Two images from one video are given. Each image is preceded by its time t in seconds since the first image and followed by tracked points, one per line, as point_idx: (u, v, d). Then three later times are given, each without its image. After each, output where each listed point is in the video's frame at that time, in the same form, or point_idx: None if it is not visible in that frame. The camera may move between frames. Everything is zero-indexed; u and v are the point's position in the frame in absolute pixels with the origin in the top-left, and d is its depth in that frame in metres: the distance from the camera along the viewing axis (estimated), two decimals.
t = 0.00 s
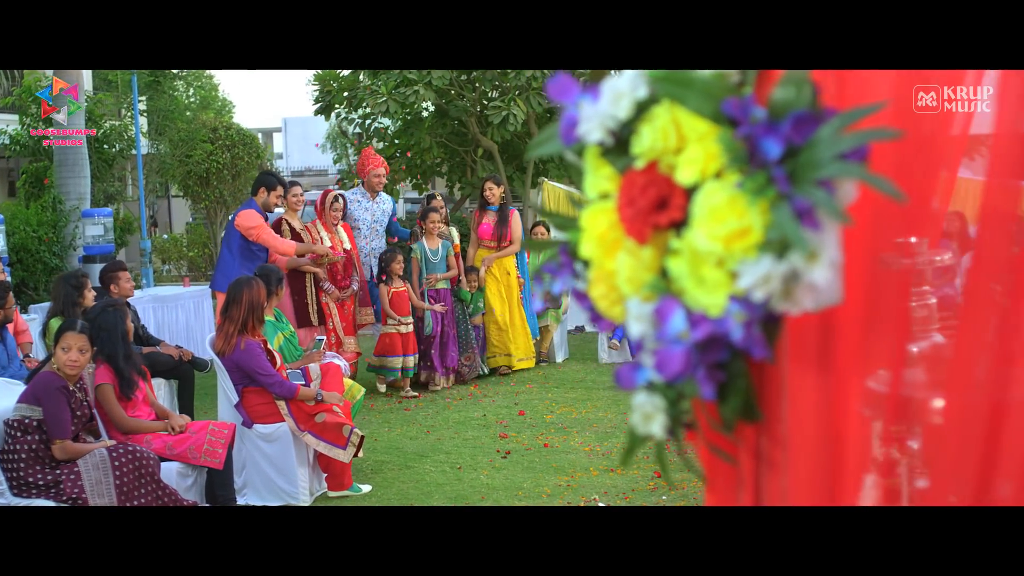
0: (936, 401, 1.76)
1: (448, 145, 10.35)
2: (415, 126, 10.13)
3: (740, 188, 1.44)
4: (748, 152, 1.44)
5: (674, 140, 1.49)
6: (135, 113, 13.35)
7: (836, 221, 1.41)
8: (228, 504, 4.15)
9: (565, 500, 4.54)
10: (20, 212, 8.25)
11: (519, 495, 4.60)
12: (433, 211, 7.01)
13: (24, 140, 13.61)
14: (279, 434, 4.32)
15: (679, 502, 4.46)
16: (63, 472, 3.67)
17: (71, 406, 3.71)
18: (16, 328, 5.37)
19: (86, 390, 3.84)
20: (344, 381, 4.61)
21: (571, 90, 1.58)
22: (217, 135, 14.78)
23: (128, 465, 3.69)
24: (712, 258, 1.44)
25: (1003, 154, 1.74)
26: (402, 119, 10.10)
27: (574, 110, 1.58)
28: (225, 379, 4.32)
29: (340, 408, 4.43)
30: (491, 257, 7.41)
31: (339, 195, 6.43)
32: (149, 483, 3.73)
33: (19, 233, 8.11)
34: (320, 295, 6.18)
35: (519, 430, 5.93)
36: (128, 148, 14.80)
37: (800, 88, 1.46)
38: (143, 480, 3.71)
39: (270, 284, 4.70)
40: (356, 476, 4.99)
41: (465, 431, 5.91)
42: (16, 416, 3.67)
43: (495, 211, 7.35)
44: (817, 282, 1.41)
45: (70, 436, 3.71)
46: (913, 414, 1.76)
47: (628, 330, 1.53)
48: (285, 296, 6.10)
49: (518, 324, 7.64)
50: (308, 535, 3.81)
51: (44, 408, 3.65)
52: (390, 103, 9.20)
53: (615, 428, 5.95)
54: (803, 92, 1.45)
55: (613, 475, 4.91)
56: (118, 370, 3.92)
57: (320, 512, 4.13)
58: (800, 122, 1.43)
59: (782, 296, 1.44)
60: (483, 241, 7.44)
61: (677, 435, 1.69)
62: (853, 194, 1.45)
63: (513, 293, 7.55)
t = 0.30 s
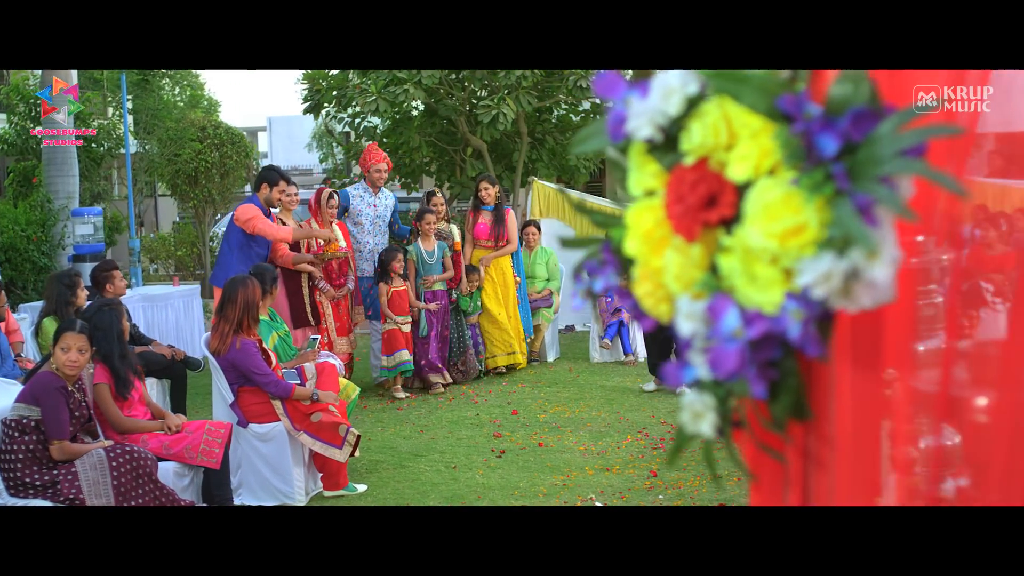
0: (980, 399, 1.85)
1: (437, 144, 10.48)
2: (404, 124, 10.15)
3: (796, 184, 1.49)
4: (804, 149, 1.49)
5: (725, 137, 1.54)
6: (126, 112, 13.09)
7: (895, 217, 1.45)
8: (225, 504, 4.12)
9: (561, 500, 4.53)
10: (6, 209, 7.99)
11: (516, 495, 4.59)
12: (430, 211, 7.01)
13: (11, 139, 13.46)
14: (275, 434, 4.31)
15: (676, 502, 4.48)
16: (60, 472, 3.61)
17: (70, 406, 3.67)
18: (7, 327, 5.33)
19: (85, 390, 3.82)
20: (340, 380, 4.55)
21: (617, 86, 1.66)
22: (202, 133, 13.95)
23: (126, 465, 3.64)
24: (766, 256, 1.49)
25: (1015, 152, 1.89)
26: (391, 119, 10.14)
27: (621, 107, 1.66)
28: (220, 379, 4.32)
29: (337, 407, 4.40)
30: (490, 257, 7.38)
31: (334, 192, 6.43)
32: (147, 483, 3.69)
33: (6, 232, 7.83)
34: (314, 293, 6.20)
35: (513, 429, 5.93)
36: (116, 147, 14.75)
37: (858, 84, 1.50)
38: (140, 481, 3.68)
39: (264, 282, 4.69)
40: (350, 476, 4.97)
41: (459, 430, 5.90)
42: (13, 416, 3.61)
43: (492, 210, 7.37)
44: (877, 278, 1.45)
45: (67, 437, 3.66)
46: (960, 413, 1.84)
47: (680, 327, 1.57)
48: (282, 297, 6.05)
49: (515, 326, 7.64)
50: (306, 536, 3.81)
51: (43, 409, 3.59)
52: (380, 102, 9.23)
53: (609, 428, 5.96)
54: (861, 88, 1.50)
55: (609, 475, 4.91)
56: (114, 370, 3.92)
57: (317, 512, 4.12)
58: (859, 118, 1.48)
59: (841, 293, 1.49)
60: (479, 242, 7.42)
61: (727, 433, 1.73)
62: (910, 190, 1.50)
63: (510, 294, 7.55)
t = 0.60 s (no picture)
0: None
1: (426, 143, 10.49)
2: (392, 123, 10.22)
3: (865, 180, 1.51)
4: (873, 144, 1.51)
5: (787, 133, 1.57)
6: (113, 108, 12.97)
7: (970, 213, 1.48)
8: (223, 503, 4.12)
9: (559, 500, 4.53)
10: None
11: (513, 495, 4.58)
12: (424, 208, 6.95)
13: None
14: (270, 434, 4.29)
15: (673, 501, 4.48)
16: (58, 472, 3.65)
17: (67, 406, 3.69)
18: None
19: (82, 390, 3.82)
20: (335, 379, 4.62)
21: (674, 81, 1.66)
22: (192, 131, 13.77)
23: (124, 466, 3.67)
24: (831, 253, 1.51)
25: None
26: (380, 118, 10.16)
27: (677, 101, 1.66)
28: (217, 379, 4.33)
29: (333, 407, 4.40)
30: (490, 254, 7.39)
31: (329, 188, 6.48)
32: (145, 484, 3.72)
33: None
34: (308, 293, 6.23)
35: (507, 428, 5.93)
36: (104, 146, 14.70)
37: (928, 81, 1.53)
38: (138, 481, 3.70)
39: (260, 282, 4.71)
40: (345, 476, 4.96)
41: (453, 429, 5.90)
42: (12, 417, 3.65)
43: (487, 210, 7.39)
44: (951, 275, 1.47)
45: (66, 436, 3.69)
46: None
47: (743, 325, 1.58)
48: (278, 300, 6.09)
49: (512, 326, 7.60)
50: (304, 536, 3.80)
51: (41, 409, 3.64)
52: (369, 101, 9.25)
53: (604, 427, 5.97)
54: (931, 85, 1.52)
55: (606, 474, 4.92)
56: (110, 370, 3.94)
57: (315, 512, 4.12)
58: (930, 116, 1.52)
59: (912, 292, 1.51)
60: (477, 242, 7.42)
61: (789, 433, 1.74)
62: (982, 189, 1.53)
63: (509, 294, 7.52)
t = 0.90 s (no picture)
0: None
1: (416, 142, 10.51)
2: (383, 121, 10.25)
3: (928, 176, 1.60)
4: (938, 141, 1.60)
5: (846, 128, 1.66)
6: (102, 107, 12.94)
7: None
8: (222, 502, 4.12)
9: (557, 498, 4.53)
10: None
11: (512, 494, 4.58)
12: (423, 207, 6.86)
13: None
14: (268, 433, 4.27)
15: (672, 499, 4.48)
16: (58, 472, 3.67)
17: (65, 404, 3.70)
18: None
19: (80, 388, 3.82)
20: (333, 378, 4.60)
21: (728, 77, 1.72)
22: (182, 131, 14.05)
23: (124, 465, 3.71)
24: (894, 250, 1.61)
25: None
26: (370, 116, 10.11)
27: (732, 97, 1.72)
28: (214, 378, 4.32)
29: (331, 406, 4.39)
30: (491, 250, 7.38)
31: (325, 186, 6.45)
32: (145, 484, 3.76)
33: None
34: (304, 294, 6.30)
35: (503, 427, 5.94)
36: (94, 145, 14.65)
37: (992, 77, 1.59)
38: (139, 481, 3.74)
39: (257, 281, 4.70)
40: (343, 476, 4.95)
41: (448, 428, 5.90)
42: (10, 416, 3.67)
43: (486, 208, 7.42)
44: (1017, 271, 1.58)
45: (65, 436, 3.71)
46: None
47: (804, 322, 1.68)
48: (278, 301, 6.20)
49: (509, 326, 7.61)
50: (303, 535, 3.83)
51: (39, 408, 3.65)
52: (359, 100, 9.29)
53: (600, 425, 5.97)
54: (995, 81, 1.59)
55: (604, 472, 4.93)
56: (109, 370, 3.96)
57: (314, 511, 4.12)
58: (999, 109, 1.59)
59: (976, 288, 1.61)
60: (477, 240, 7.42)
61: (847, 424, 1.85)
62: None
63: (506, 294, 7.53)
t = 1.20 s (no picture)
0: None
1: (407, 141, 10.51)
2: (374, 122, 10.27)
3: (996, 171, 1.57)
4: (1005, 135, 1.57)
5: (909, 125, 1.65)
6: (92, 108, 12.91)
7: None
8: (222, 503, 4.09)
9: (557, 498, 4.52)
10: None
11: (512, 494, 4.57)
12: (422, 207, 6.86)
13: None
14: (267, 434, 4.28)
15: (673, 499, 4.47)
16: (58, 474, 3.67)
17: (64, 405, 3.71)
18: None
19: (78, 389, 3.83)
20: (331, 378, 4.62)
21: (785, 73, 1.70)
22: (173, 132, 13.89)
23: (125, 466, 3.70)
24: (960, 247, 1.59)
25: None
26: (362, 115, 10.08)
27: (790, 93, 1.70)
28: (212, 379, 4.30)
29: (330, 407, 4.40)
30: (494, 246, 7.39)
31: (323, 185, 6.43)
32: (145, 484, 3.75)
33: None
34: (303, 295, 6.24)
35: (500, 427, 5.94)
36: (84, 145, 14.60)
37: None
38: (139, 481, 3.74)
39: (254, 281, 4.71)
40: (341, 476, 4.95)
41: (445, 429, 5.90)
42: (10, 417, 3.68)
43: (485, 206, 7.42)
44: None
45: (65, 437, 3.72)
46: None
47: (868, 320, 1.67)
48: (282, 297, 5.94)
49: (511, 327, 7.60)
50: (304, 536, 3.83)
51: (38, 408, 3.66)
52: (350, 100, 9.41)
53: (596, 425, 5.97)
54: None
55: (603, 472, 4.92)
56: (108, 370, 3.96)
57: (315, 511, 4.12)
58: None
59: None
60: (478, 239, 7.40)
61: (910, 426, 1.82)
62: None
63: (506, 295, 7.51)
